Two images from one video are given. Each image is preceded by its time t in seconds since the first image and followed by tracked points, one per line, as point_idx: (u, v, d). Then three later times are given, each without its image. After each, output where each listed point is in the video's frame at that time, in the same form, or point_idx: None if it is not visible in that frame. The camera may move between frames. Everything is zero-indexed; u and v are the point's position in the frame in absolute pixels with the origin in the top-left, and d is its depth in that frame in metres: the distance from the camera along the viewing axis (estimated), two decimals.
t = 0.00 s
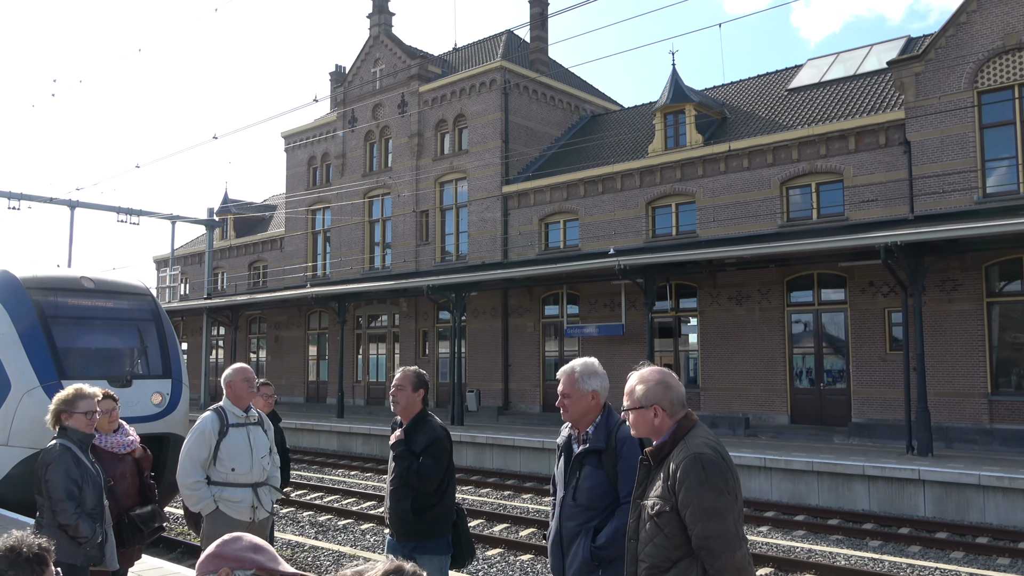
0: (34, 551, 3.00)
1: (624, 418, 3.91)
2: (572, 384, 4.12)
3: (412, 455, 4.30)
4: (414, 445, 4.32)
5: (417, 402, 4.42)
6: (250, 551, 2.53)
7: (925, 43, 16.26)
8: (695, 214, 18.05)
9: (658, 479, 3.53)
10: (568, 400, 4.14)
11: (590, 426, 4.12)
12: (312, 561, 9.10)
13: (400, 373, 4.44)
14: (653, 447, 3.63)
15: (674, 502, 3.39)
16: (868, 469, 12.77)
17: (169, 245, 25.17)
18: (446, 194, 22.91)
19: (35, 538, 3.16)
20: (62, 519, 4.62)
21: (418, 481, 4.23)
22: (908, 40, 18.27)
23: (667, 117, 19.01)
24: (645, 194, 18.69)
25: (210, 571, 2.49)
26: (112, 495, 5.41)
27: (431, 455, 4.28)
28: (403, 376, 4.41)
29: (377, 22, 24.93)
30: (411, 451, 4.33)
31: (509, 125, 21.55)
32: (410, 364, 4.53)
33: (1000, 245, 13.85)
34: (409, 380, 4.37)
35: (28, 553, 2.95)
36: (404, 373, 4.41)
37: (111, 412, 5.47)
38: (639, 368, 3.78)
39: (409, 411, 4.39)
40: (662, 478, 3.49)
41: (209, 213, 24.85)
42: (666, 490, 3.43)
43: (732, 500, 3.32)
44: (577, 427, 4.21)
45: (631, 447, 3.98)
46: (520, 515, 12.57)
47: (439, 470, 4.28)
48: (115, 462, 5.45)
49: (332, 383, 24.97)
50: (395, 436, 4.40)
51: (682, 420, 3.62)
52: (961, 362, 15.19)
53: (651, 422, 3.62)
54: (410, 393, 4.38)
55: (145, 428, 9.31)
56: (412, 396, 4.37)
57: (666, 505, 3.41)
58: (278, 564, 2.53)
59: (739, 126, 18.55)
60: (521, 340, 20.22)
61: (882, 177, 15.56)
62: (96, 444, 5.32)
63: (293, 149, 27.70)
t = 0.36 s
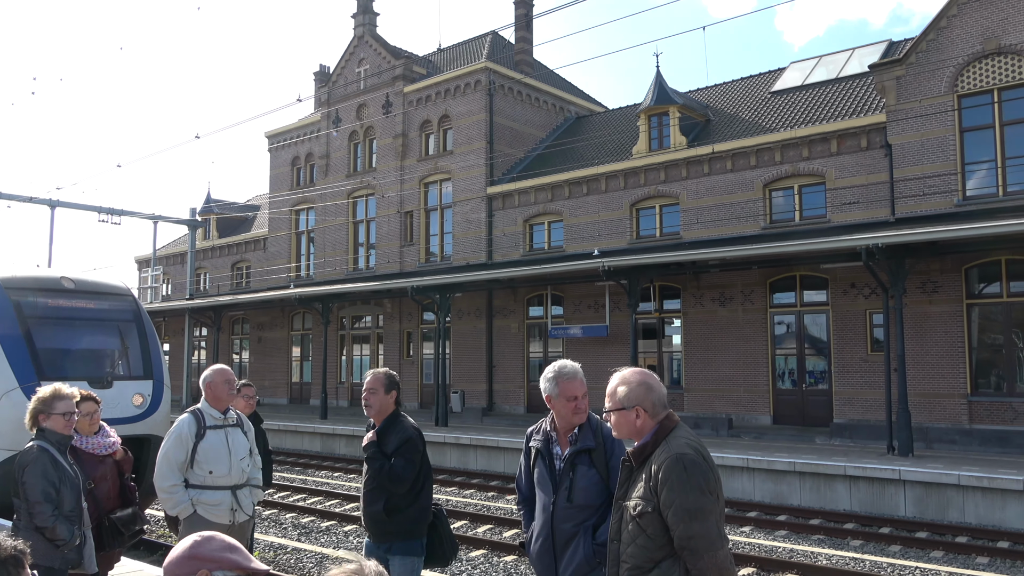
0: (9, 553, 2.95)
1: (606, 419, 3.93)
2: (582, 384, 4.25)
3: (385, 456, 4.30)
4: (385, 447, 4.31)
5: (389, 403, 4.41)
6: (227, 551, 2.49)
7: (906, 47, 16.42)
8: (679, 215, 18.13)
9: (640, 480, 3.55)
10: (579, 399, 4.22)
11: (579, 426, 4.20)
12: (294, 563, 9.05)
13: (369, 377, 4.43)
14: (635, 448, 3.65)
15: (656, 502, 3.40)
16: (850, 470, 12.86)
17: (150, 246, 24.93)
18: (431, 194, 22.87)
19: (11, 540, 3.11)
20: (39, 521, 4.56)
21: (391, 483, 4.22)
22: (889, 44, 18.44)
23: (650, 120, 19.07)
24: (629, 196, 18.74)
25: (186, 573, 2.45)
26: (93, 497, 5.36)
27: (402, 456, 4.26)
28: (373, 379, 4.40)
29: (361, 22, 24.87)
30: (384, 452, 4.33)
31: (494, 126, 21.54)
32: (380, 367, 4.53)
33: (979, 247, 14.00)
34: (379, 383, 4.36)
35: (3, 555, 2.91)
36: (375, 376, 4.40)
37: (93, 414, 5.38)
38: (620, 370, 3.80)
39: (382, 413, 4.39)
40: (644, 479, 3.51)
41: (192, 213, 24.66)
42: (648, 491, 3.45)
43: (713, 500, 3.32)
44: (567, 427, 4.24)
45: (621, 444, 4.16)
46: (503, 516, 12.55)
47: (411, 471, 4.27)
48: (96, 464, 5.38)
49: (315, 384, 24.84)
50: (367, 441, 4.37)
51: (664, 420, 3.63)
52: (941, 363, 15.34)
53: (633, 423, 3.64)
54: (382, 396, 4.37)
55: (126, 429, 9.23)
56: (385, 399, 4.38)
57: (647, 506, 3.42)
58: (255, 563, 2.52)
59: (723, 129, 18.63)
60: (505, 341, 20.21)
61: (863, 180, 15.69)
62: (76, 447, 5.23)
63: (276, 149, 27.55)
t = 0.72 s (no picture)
0: None
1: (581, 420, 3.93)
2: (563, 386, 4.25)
3: (359, 459, 4.27)
4: (360, 449, 4.28)
5: (364, 406, 4.39)
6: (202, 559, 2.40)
7: (883, 51, 16.60)
8: (659, 217, 18.21)
9: (616, 481, 3.56)
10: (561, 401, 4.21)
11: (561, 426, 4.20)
12: (273, 566, 8.99)
13: (347, 378, 4.38)
14: (610, 449, 3.65)
15: (631, 504, 3.41)
16: (827, 470, 12.97)
17: (127, 246, 24.66)
18: (411, 195, 22.82)
19: None
20: (13, 525, 4.48)
21: (366, 487, 4.19)
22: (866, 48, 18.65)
23: (631, 121, 19.15)
24: (609, 197, 18.80)
25: None
26: (67, 501, 5.30)
27: (378, 459, 4.25)
28: (349, 380, 4.37)
29: (341, 22, 24.77)
30: (358, 455, 4.29)
31: (474, 127, 21.52)
32: (354, 369, 4.48)
33: (955, 249, 14.17)
34: (355, 385, 4.33)
35: None
36: (351, 377, 4.36)
37: (67, 417, 5.30)
38: (596, 372, 3.80)
39: (356, 415, 4.36)
40: (620, 481, 3.51)
41: (170, 214, 24.43)
42: (624, 492, 3.45)
43: (689, 501, 3.34)
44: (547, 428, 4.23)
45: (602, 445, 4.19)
46: (484, 518, 12.54)
47: (386, 474, 4.25)
48: (71, 467, 5.31)
49: (295, 386, 24.70)
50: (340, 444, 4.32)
51: (639, 421, 3.64)
52: (917, 364, 15.50)
53: (608, 424, 3.64)
54: (358, 398, 4.35)
55: (102, 431, 9.12)
56: (360, 401, 4.34)
57: (623, 507, 3.43)
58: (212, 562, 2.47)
59: (702, 131, 18.73)
60: (486, 342, 20.20)
61: (841, 183, 15.85)
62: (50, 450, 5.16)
63: (256, 149, 27.37)
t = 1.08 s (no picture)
0: None
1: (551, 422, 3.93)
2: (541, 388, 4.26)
3: (326, 463, 4.23)
4: (326, 454, 4.25)
5: (332, 409, 4.35)
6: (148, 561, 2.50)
7: (855, 56, 16.82)
8: (635, 218, 18.29)
9: (586, 483, 3.56)
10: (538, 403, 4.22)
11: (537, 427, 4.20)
12: (245, 570, 8.88)
13: (314, 381, 4.34)
14: (581, 452, 3.65)
15: (602, 506, 3.41)
16: (800, 469, 13.11)
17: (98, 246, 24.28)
18: (387, 196, 22.72)
19: None
20: None
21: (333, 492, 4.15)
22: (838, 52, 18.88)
23: (607, 123, 19.21)
24: (585, 199, 18.84)
25: None
26: (35, 505, 5.18)
27: (345, 464, 4.20)
28: (314, 384, 4.31)
29: (316, 21, 24.61)
30: (325, 460, 4.25)
31: (451, 128, 21.47)
32: (321, 372, 4.45)
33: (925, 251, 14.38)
34: (321, 389, 4.27)
35: None
36: (316, 381, 4.31)
37: (36, 419, 5.28)
38: (564, 375, 3.80)
39: (324, 419, 4.32)
40: (590, 483, 3.51)
41: (142, 213, 24.10)
42: (594, 494, 3.45)
43: (659, 501, 3.35)
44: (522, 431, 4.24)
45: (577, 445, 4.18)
46: (459, 519, 12.51)
47: (354, 479, 4.21)
48: (39, 471, 5.23)
49: (269, 388, 24.48)
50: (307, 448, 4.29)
51: (609, 423, 3.64)
52: (887, 364, 15.70)
53: (579, 427, 3.64)
54: (325, 402, 4.29)
55: (70, 434, 8.95)
56: (328, 404, 4.32)
57: (594, 509, 3.43)
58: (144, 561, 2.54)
59: (677, 133, 18.83)
60: (462, 343, 20.16)
61: (813, 185, 16.03)
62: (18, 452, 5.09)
63: (229, 149, 27.10)
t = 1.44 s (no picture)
0: None
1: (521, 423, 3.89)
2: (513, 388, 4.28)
3: (273, 464, 4.22)
4: (274, 454, 4.24)
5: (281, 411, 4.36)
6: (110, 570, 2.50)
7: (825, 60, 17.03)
8: (608, 220, 18.37)
9: (557, 484, 3.55)
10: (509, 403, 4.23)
11: (509, 427, 4.20)
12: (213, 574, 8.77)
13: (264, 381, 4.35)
14: (551, 453, 3.64)
15: (573, 507, 3.41)
16: (770, 469, 13.23)
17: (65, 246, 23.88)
18: (360, 196, 22.60)
19: None
20: None
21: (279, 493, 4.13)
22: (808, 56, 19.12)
23: (580, 125, 19.26)
24: (559, 200, 18.88)
25: None
26: None
27: (291, 465, 4.18)
28: (260, 385, 4.29)
29: (289, 20, 24.42)
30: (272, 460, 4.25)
31: (424, 129, 21.40)
32: (265, 373, 4.42)
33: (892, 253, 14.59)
34: (267, 390, 4.25)
35: None
36: (263, 382, 4.29)
37: None
38: (535, 375, 3.77)
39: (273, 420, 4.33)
40: (561, 484, 3.51)
41: (111, 213, 23.74)
42: (565, 496, 3.45)
43: (630, 501, 3.35)
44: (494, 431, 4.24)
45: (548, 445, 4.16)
46: (432, 521, 12.47)
47: (301, 481, 4.18)
48: (3, 474, 5.11)
49: (240, 389, 24.22)
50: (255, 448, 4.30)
51: (579, 424, 3.63)
52: (856, 364, 15.90)
53: (549, 429, 3.62)
54: (272, 402, 4.28)
55: (36, 437, 8.70)
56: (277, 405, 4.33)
57: (565, 511, 3.42)
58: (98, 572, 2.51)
59: (650, 135, 18.93)
60: (435, 344, 20.10)
61: (784, 188, 16.20)
62: None
63: (200, 148, 26.79)
